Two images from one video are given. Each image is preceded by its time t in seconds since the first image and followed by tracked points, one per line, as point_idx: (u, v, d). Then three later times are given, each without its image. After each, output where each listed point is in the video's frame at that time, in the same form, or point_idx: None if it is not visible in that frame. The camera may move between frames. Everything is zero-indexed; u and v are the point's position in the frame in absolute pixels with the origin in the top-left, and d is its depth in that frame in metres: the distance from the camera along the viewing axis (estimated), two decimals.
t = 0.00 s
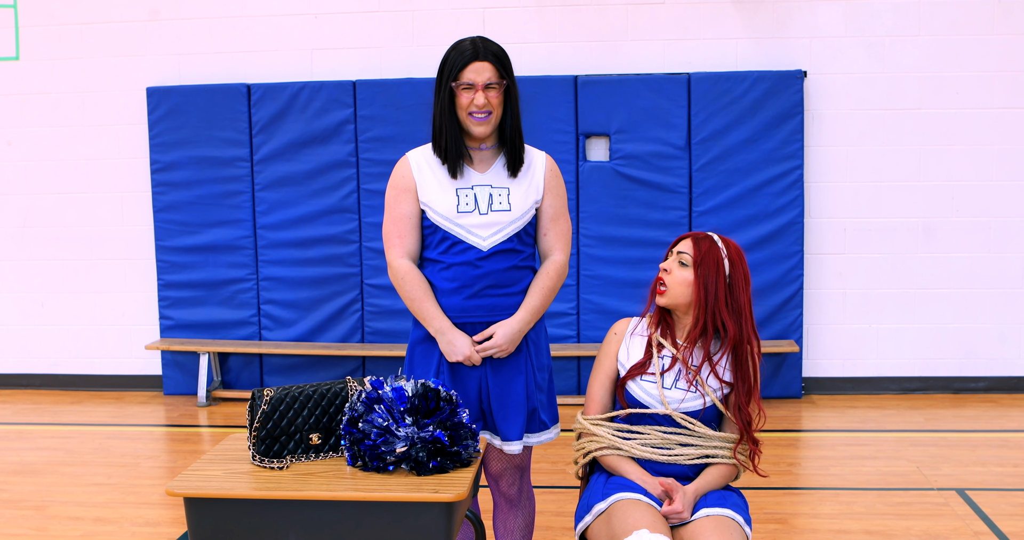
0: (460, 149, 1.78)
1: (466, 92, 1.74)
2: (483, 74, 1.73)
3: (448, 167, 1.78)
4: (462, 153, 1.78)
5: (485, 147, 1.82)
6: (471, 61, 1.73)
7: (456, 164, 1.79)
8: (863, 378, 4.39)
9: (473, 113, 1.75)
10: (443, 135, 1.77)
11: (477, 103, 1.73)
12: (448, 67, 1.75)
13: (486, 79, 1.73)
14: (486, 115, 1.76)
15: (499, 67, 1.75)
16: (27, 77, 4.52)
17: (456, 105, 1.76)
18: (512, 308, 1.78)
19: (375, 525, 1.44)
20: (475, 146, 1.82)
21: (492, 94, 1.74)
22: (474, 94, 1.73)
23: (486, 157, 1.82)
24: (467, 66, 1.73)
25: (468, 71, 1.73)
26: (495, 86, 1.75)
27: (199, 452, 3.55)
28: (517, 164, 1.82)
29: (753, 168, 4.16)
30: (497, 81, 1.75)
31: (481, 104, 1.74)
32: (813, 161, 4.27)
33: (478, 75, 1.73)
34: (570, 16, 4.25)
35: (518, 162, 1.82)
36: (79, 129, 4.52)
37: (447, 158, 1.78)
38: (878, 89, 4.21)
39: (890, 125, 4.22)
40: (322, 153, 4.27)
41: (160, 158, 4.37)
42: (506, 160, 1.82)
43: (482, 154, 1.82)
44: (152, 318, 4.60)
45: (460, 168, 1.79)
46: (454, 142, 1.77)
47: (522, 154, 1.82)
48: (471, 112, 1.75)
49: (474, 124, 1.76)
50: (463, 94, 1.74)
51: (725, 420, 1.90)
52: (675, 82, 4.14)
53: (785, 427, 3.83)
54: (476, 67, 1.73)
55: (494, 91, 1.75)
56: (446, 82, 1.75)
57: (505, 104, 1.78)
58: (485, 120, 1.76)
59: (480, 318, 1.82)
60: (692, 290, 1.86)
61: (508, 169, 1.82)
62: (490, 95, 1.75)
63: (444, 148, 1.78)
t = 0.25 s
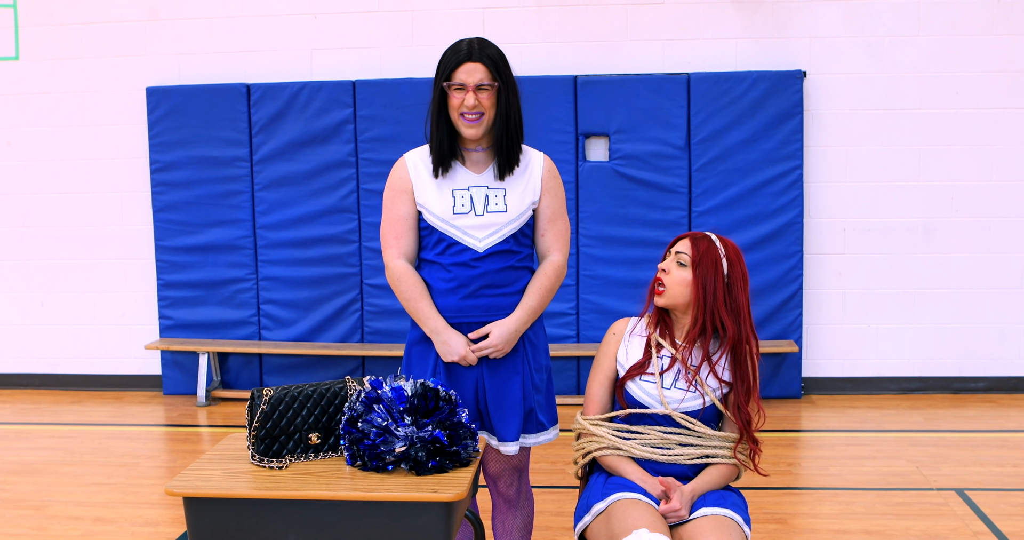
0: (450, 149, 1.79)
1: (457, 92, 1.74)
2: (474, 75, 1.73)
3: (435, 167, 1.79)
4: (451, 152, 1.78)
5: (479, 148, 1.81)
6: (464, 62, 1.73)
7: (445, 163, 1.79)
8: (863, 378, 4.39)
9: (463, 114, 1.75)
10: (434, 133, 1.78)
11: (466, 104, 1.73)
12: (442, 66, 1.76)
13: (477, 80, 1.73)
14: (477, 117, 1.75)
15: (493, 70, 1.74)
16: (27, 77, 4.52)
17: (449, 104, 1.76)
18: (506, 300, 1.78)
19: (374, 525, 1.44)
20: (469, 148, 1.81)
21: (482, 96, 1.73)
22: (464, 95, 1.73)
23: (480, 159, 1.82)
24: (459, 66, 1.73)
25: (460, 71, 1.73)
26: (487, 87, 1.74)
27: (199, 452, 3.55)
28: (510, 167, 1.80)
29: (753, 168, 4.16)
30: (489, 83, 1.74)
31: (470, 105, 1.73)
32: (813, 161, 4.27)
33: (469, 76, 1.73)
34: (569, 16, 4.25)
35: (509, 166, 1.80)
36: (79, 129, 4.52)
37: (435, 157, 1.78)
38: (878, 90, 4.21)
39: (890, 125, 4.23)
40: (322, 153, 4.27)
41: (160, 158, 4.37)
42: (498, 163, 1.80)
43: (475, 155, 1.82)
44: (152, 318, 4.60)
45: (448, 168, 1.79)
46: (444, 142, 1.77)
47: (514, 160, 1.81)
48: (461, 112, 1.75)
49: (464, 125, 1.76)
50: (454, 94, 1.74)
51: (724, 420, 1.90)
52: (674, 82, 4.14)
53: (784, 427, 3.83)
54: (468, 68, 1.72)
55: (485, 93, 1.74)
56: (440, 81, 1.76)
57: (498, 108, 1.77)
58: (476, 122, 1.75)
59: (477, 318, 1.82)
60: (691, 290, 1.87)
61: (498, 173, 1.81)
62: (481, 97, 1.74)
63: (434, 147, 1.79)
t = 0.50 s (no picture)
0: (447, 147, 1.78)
1: (452, 90, 1.74)
2: (470, 73, 1.73)
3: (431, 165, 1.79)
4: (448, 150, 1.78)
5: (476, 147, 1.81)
6: (460, 60, 1.73)
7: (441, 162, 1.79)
8: (863, 378, 4.39)
9: (459, 112, 1.75)
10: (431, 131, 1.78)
11: (462, 101, 1.72)
12: (439, 64, 1.76)
13: (473, 77, 1.72)
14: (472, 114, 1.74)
15: (490, 68, 1.74)
16: (27, 77, 4.52)
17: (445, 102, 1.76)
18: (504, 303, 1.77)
19: (374, 525, 1.44)
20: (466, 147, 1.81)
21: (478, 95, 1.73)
22: (459, 92, 1.73)
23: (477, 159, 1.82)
24: (455, 64, 1.73)
25: (456, 69, 1.73)
26: (482, 85, 1.73)
27: (198, 452, 3.55)
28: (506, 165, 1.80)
29: (752, 168, 4.16)
30: (485, 80, 1.73)
31: (466, 102, 1.73)
32: (813, 161, 4.27)
33: (465, 74, 1.73)
34: (569, 16, 4.25)
35: (506, 164, 1.80)
36: (79, 129, 4.52)
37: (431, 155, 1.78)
38: (878, 90, 4.21)
39: (889, 125, 4.23)
40: (322, 153, 4.27)
41: (160, 158, 4.37)
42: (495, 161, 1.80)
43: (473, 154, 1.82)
44: (152, 318, 4.60)
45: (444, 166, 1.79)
46: (440, 140, 1.77)
47: (511, 158, 1.81)
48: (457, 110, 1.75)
49: (461, 124, 1.76)
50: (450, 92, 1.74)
51: (724, 419, 1.91)
52: (674, 82, 4.14)
53: (784, 427, 3.83)
54: (464, 65, 1.72)
55: (481, 91, 1.73)
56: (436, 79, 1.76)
57: (494, 106, 1.76)
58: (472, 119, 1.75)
59: (474, 319, 1.82)
60: (689, 289, 1.86)
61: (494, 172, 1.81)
62: (476, 94, 1.73)
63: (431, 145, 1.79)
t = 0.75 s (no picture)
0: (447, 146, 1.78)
1: (451, 88, 1.74)
2: (468, 70, 1.73)
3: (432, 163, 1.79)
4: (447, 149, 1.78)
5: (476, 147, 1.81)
6: (457, 57, 1.74)
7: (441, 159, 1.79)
8: (862, 379, 4.39)
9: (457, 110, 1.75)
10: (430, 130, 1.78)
11: (459, 98, 1.72)
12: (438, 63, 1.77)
13: (471, 74, 1.73)
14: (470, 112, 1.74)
15: (488, 65, 1.74)
16: (27, 77, 4.52)
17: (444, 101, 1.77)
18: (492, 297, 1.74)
19: (374, 526, 1.45)
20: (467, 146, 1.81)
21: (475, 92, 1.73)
22: (457, 89, 1.73)
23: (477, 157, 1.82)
24: (453, 62, 1.74)
25: (453, 66, 1.73)
26: (480, 82, 1.74)
27: (198, 453, 3.55)
28: (505, 163, 1.80)
29: (752, 168, 4.16)
30: (483, 78, 1.74)
31: (463, 100, 1.73)
32: (813, 162, 4.27)
33: (462, 71, 1.73)
34: (569, 17, 4.25)
35: (504, 162, 1.79)
36: (79, 129, 4.52)
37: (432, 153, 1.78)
38: (878, 90, 4.21)
39: (889, 126, 4.23)
40: (322, 154, 4.27)
41: (160, 159, 4.37)
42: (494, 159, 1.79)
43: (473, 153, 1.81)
44: (152, 318, 4.60)
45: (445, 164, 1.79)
46: (440, 138, 1.77)
47: (510, 156, 1.80)
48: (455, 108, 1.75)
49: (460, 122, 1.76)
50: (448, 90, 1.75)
51: (723, 419, 1.90)
52: (674, 82, 4.14)
53: (784, 427, 3.83)
54: (462, 62, 1.73)
55: (479, 88, 1.74)
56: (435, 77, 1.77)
57: (493, 104, 1.76)
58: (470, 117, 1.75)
59: (474, 320, 1.82)
60: (685, 289, 1.86)
61: (493, 168, 1.81)
62: (474, 92, 1.74)
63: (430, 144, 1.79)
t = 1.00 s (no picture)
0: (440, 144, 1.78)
1: (448, 83, 1.76)
2: (465, 66, 1.74)
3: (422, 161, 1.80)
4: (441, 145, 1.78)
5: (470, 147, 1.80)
6: (457, 53, 1.77)
7: (433, 157, 1.78)
8: (862, 379, 4.39)
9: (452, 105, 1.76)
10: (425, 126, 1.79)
11: (455, 91, 1.74)
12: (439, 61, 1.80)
13: (468, 69, 1.75)
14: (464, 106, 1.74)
15: (486, 64, 1.75)
16: (27, 78, 4.52)
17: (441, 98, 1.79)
18: (517, 303, 1.76)
19: (373, 526, 1.45)
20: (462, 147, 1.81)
21: (470, 87, 1.74)
22: (454, 84, 1.75)
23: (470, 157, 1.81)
24: (453, 58, 1.77)
25: (452, 62, 1.76)
26: (476, 78, 1.75)
27: (198, 453, 3.55)
28: (495, 163, 1.77)
29: (752, 168, 4.17)
30: (480, 74, 1.75)
31: (458, 93, 1.74)
32: (812, 162, 4.28)
33: (460, 66, 1.75)
34: (569, 17, 4.25)
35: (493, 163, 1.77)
36: (79, 129, 4.52)
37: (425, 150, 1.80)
38: (878, 90, 4.21)
39: (889, 126, 4.23)
40: (322, 154, 4.27)
41: (160, 159, 4.38)
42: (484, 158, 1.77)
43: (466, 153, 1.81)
44: (152, 318, 4.60)
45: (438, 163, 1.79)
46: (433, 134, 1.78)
47: (501, 157, 1.77)
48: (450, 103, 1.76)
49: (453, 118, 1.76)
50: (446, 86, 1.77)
51: (722, 419, 1.90)
52: (674, 83, 4.14)
53: (784, 427, 3.83)
54: (460, 57, 1.75)
55: (475, 84, 1.75)
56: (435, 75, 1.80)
57: (488, 102, 1.76)
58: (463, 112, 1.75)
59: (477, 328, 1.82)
60: (683, 289, 1.87)
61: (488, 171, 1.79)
62: (469, 87, 1.75)
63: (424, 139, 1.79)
